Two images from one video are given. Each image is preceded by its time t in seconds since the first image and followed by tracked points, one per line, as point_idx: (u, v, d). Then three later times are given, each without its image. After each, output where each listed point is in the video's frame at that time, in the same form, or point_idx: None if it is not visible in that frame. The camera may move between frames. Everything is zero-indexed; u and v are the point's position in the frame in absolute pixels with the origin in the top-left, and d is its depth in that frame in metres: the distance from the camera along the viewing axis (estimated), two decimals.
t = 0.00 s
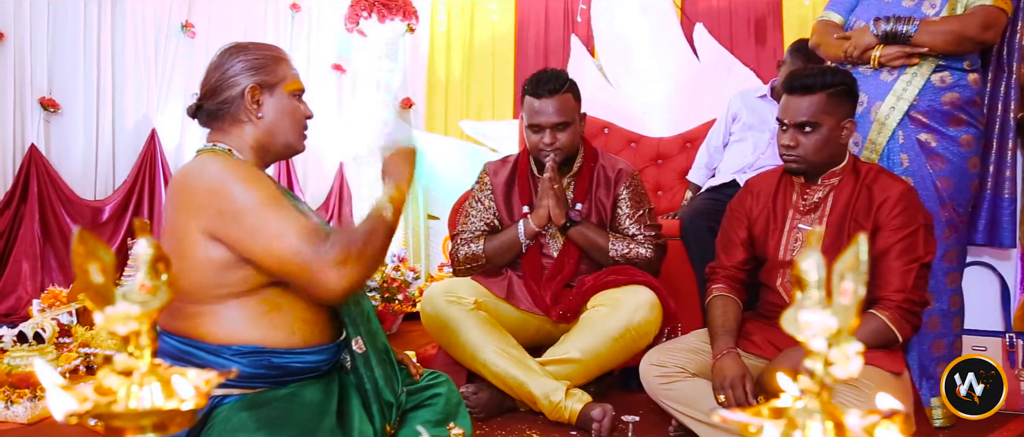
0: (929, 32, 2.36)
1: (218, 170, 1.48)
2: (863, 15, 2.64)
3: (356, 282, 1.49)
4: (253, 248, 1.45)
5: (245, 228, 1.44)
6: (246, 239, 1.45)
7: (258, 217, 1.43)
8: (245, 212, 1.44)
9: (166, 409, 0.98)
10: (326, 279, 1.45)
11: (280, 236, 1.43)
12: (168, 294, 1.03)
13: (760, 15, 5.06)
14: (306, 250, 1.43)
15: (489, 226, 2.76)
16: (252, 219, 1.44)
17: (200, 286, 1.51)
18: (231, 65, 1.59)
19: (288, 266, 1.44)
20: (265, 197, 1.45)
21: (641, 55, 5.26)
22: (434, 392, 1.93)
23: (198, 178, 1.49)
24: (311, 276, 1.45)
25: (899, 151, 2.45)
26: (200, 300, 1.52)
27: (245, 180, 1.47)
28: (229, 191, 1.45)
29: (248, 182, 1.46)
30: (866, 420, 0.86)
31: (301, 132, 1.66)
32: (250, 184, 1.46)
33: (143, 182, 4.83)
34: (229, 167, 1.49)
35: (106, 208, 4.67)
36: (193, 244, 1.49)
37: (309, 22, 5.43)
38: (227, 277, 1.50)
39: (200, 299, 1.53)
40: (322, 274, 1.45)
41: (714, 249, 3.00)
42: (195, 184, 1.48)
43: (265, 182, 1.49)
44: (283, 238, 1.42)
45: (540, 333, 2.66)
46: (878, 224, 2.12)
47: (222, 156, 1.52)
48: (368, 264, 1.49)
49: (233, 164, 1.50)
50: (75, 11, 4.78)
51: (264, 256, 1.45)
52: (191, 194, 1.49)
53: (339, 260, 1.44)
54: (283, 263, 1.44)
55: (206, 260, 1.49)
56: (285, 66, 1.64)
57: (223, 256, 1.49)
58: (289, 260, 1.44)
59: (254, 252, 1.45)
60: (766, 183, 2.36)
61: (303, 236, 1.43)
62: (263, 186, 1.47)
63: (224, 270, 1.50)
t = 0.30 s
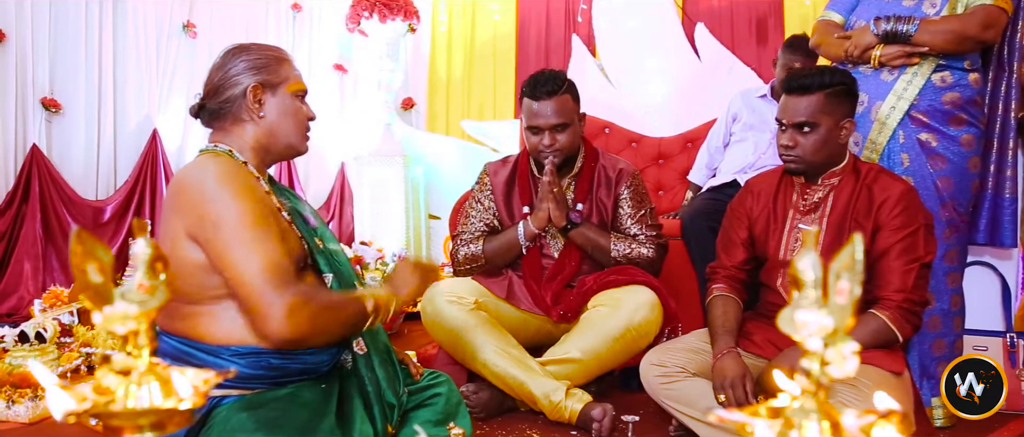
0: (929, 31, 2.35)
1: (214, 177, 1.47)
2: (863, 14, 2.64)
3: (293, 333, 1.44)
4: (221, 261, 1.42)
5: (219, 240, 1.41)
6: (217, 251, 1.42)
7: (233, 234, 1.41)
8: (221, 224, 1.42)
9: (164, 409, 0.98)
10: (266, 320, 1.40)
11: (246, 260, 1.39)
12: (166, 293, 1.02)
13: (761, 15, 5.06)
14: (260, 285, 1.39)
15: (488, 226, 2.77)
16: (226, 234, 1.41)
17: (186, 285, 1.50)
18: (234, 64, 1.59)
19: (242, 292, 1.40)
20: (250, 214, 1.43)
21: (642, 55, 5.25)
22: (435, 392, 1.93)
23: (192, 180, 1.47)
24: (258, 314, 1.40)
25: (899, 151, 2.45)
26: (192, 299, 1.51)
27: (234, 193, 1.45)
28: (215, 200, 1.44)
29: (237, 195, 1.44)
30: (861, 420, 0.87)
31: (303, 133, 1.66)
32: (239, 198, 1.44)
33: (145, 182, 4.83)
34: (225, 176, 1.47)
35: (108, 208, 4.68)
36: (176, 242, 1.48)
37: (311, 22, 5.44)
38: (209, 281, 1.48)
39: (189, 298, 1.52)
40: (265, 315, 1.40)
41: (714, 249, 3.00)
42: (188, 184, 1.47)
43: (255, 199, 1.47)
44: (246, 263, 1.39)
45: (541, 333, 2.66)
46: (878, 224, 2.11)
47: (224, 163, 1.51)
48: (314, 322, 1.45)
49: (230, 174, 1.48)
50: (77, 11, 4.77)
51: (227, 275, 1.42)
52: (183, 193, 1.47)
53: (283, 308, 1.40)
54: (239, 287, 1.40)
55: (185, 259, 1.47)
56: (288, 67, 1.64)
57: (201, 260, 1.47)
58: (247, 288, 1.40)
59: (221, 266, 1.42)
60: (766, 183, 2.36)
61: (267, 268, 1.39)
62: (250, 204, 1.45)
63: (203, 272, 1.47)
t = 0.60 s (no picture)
0: (930, 31, 2.35)
1: (211, 184, 1.45)
2: (864, 14, 2.63)
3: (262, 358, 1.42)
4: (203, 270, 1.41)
5: (203, 249, 1.41)
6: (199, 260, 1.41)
7: (217, 246, 1.39)
8: (205, 233, 1.41)
9: (163, 408, 0.98)
10: (233, 338, 1.39)
11: (226, 276, 1.38)
12: (165, 292, 1.02)
13: (762, 14, 5.05)
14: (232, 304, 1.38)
15: (487, 227, 2.77)
16: (208, 245, 1.40)
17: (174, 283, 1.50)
18: (241, 63, 1.59)
19: (218, 305, 1.39)
20: (238, 228, 1.41)
21: (643, 54, 5.25)
22: (435, 392, 1.93)
23: (190, 183, 1.47)
24: (226, 330, 1.40)
25: (900, 151, 2.44)
26: (185, 300, 1.51)
27: (227, 203, 1.43)
28: (206, 207, 1.42)
29: (229, 206, 1.43)
30: (859, 420, 0.87)
31: (306, 136, 1.66)
32: (229, 210, 1.42)
33: (146, 182, 4.84)
34: (221, 184, 1.46)
35: (109, 208, 4.69)
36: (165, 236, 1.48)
37: (312, 22, 5.43)
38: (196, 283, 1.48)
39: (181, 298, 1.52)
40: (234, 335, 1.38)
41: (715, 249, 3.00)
42: (187, 186, 1.46)
43: (248, 211, 1.45)
44: (224, 279, 1.38)
45: (541, 333, 2.66)
46: (878, 224, 2.11)
47: (225, 170, 1.50)
48: (285, 349, 1.43)
49: (228, 182, 1.47)
50: (77, 10, 4.80)
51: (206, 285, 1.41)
52: (179, 193, 1.47)
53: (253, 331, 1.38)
54: (216, 300, 1.39)
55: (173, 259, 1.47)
56: (296, 68, 1.64)
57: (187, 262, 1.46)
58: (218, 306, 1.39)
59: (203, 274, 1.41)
60: (767, 183, 2.36)
61: (244, 287, 1.38)
62: (241, 216, 1.43)
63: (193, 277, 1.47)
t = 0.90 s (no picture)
0: (930, 31, 2.35)
1: (213, 186, 1.46)
2: (864, 14, 2.63)
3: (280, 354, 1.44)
4: (212, 275, 1.42)
5: (210, 254, 1.41)
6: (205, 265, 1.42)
7: (225, 249, 1.40)
8: (211, 237, 1.41)
9: (160, 407, 0.98)
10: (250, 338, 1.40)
11: (237, 279, 1.39)
12: (162, 293, 1.02)
13: (763, 14, 5.05)
14: (246, 306, 1.39)
15: (484, 227, 2.78)
16: (216, 250, 1.40)
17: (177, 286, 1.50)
18: (245, 62, 1.58)
19: (232, 308, 1.40)
20: (244, 229, 1.42)
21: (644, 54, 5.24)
22: (435, 392, 1.93)
23: (192, 186, 1.47)
24: (242, 330, 1.41)
25: (900, 151, 2.44)
26: (189, 303, 1.51)
27: (231, 204, 1.44)
28: (210, 211, 1.43)
29: (233, 208, 1.43)
30: (855, 420, 0.87)
31: (306, 139, 1.66)
32: (233, 213, 1.43)
33: (147, 182, 4.85)
34: (224, 185, 1.46)
35: (110, 208, 4.69)
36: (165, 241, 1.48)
37: (313, 22, 5.41)
38: (201, 286, 1.48)
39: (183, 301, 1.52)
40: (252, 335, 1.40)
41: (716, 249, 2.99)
42: (188, 190, 1.47)
43: (251, 211, 1.45)
44: (235, 282, 1.39)
45: (541, 333, 2.66)
46: (878, 224, 2.11)
47: (226, 171, 1.50)
48: (301, 341, 1.45)
49: (230, 184, 1.47)
50: (79, 10, 4.82)
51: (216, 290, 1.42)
52: (180, 197, 1.47)
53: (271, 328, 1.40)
54: (229, 303, 1.40)
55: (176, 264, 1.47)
56: (301, 70, 1.64)
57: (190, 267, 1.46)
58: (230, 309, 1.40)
59: (212, 277, 1.42)
60: (767, 183, 2.35)
61: (256, 288, 1.39)
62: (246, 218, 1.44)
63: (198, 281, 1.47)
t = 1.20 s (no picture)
0: (930, 30, 2.35)
1: (218, 184, 1.47)
2: (865, 14, 2.63)
3: (335, 321, 1.51)
4: (245, 269, 1.44)
5: (240, 250, 1.44)
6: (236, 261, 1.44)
7: (252, 243, 1.43)
8: (237, 234, 1.44)
9: (158, 407, 0.98)
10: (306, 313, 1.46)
11: (276, 263, 1.43)
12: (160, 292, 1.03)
13: (763, 14, 5.05)
14: (294, 284, 1.43)
15: (481, 223, 2.79)
16: (246, 244, 1.43)
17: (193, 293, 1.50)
18: (243, 61, 1.58)
19: (275, 296, 1.45)
20: (265, 218, 1.45)
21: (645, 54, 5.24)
22: (435, 392, 1.93)
23: (197, 190, 1.47)
24: (297, 307, 1.45)
25: (901, 150, 2.44)
26: (197, 305, 1.52)
27: (245, 199, 1.46)
28: (226, 209, 1.45)
29: (247, 201, 1.46)
30: (852, 419, 0.86)
31: (306, 137, 1.66)
32: (249, 205, 1.45)
33: (148, 181, 4.85)
34: (231, 182, 1.48)
35: (111, 208, 4.70)
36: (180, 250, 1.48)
37: (314, 22, 5.40)
38: (224, 286, 1.49)
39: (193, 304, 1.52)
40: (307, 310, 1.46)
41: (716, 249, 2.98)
42: (195, 195, 1.47)
43: (264, 202, 1.48)
44: (274, 269, 1.43)
45: (541, 332, 2.66)
46: (878, 224, 2.11)
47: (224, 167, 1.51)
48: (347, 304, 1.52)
49: (234, 178, 1.49)
50: (79, 10, 4.83)
51: (254, 283, 1.45)
52: (188, 203, 1.47)
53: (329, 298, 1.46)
54: (271, 292, 1.44)
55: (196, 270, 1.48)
56: (299, 69, 1.64)
57: (214, 269, 1.48)
58: (279, 293, 1.44)
59: (243, 274, 1.45)
60: (767, 183, 2.35)
61: (295, 269, 1.43)
62: (262, 207, 1.47)
63: (216, 281, 1.48)
